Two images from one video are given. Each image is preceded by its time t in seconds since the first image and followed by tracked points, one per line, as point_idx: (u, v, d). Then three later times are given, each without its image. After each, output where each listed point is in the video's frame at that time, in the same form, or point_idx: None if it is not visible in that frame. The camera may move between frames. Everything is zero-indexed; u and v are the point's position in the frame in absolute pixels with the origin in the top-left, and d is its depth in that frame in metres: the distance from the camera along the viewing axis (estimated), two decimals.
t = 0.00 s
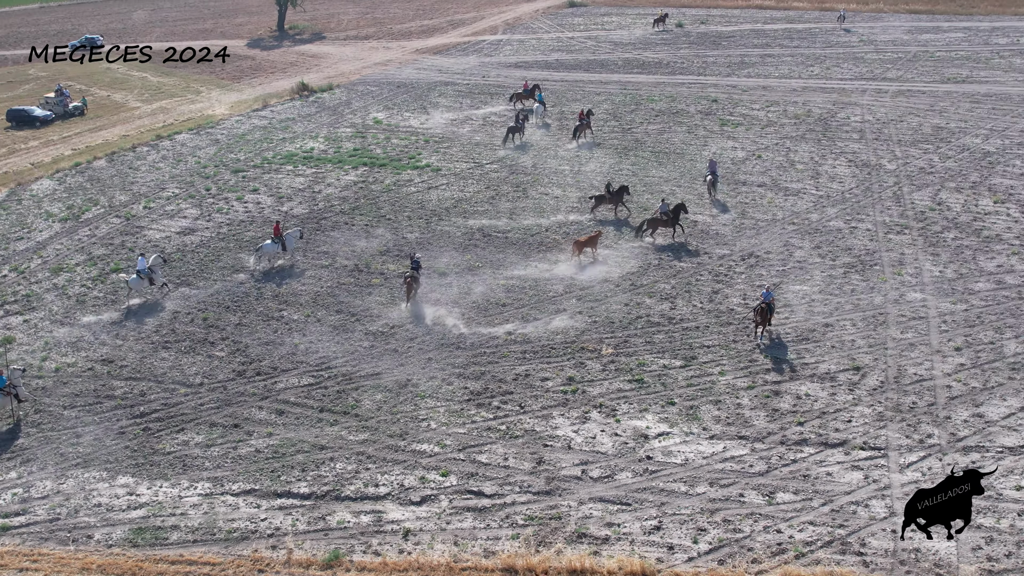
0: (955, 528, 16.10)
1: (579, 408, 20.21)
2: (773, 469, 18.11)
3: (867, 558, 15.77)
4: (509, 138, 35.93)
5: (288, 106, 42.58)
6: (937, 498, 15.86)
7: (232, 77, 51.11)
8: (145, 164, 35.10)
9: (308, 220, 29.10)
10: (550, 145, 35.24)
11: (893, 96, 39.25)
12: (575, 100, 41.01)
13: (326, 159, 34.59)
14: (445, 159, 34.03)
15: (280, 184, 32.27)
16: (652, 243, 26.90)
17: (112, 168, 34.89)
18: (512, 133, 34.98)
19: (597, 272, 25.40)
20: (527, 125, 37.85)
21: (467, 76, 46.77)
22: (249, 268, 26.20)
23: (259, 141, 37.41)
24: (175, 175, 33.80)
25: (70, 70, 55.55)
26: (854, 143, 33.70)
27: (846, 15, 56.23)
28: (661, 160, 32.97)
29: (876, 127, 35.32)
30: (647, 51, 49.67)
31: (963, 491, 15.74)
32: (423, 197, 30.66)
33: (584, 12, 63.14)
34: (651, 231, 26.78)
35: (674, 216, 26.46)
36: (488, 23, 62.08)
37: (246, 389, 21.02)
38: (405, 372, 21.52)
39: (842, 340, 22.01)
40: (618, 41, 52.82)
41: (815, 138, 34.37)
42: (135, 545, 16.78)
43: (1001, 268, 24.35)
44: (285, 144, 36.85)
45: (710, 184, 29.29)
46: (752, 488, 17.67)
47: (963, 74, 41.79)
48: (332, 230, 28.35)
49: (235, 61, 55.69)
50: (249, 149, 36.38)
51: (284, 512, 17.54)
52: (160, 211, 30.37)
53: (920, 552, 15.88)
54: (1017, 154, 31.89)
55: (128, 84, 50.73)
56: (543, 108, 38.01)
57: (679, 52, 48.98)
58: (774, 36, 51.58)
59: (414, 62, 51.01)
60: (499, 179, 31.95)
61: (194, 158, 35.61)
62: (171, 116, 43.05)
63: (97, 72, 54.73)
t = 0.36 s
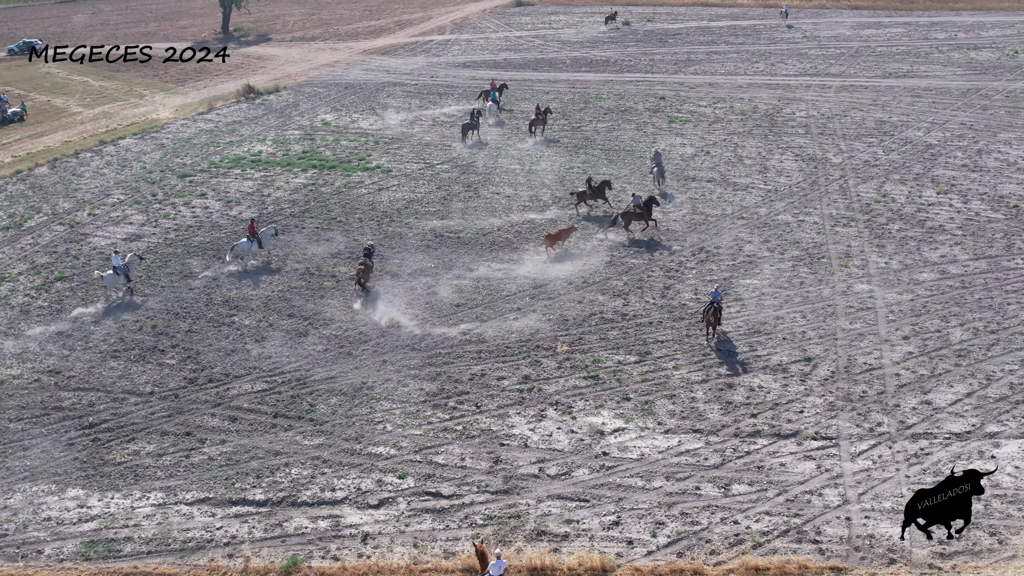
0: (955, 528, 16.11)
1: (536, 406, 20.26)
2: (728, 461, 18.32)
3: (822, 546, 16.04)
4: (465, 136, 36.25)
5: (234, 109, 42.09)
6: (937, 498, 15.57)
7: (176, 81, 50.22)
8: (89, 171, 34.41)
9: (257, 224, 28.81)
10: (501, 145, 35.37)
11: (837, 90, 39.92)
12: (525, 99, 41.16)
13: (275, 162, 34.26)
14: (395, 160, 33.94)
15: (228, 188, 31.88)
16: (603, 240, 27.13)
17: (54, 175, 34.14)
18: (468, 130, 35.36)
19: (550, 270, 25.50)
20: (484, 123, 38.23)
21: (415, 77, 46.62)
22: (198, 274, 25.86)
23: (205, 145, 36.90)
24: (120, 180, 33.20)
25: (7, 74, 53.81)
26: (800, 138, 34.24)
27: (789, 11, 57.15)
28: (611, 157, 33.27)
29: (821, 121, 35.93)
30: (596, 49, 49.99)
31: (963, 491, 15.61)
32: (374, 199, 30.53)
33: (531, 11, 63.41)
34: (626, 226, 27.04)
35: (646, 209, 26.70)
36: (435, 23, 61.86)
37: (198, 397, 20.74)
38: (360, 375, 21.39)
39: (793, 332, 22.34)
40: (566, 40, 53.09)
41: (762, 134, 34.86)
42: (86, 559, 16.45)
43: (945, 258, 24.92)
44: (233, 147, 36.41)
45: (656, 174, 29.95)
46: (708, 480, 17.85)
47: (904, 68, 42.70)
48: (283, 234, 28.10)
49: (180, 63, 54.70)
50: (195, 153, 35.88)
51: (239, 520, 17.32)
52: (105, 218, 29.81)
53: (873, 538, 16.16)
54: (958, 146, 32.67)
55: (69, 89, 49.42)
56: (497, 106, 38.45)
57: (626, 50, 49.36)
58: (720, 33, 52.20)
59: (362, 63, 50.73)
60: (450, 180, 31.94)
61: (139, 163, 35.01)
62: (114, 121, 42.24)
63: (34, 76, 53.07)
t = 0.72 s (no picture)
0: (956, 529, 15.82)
1: (494, 405, 20.27)
2: (686, 455, 18.48)
3: (780, 536, 16.25)
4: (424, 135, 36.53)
5: (182, 112, 41.53)
6: (937, 498, 15.41)
7: (122, 84, 49.32)
8: (33, 177, 33.68)
9: (208, 229, 28.48)
10: (454, 146, 35.41)
11: (785, 86, 40.49)
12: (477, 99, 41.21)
13: (225, 166, 33.88)
14: (348, 162, 33.79)
15: (178, 193, 31.44)
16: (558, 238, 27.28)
17: None
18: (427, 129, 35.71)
19: (505, 269, 25.56)
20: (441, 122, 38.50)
21: (366, 77, 46.41)
22: (148, 281, 25.47)
23: (153, 149, 36.35)
24: (66, 187, 32.56)
25: None
26: (750, 133, 34.69)
27: (736, 9, 57.85)
28: (564, 156, 33.50)
29: (771, 117, 36.41)
30: (547, 48, 50.20)
31: (963, 491, 15.33)
32: (327, 201, 30.35)
33: (482, 11, 63.50)
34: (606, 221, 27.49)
35: (626, 206, 27.19)
36: (387, 23, 61.71)
37: (151, 405, 20.43)
38: (316, 379, 21.23)
39: (747, 325, 22.60)
40: (517, 39, 53.25)
41: (713, 130, 35.27)
42: (39, 573, 16.09)
43: (893, 250, 25.40)
44: (182, 151, 35.92)
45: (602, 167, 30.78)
46: (667, 474, 18.00)
47: (850, 64, 43.41)
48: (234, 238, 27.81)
49: (126, 66, 53.67)
50: (143, 157, 35.32)
51: (197, 529, 17.08)
52: (51, 226, 29.22)
53: (830, 526, 16.39)
54: (904, 140, 33.31)
55: (9, 94, 48.22)
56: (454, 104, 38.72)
57: (578, 49, 49.59)
58: (670, 31, 52.63)
59: (312, 64, 50.35)
60: (403, 181, 31.87)
61: (85, 169, 34.37)
62: (59, 126, 41.38)
63: None
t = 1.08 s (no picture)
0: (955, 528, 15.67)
1: (459, 405, 20.25)
2: (651, 451, 18.60)
3: (746, 528, 16.41)
4: (389, 133, 36.66)
5: (137, 116, 40.98)
6: (937, 498, 14.10)
7: (74, 88, 48.50)
8: None
9: (166, 234, 28.14)
10: (415, 146, 35.36)
11: (742, 83, 40.91)
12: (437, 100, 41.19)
13: (182, 169, 33.51)
14: (308, 164, 33.59)
15: (135, 198, 31.03)
16: (520, 237, 27.36)
17: None
18: (392, 127, 35.87)
19: (468, 269, 25.59)
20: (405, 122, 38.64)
21: (324, 78, 46.16)
22: (105, 287, 25.11)
23: (108, 154, 35.83)
24: (19, 193, 31.96)
25: None
26: (709, 130, 35.02)
27: (692, 7, 58.37)
28: (525, 155, 33.63)
29: (728, 114, 36.77)
30: (506, 47, 50.28)
31: (963, 491, 13.92)
32: (287, 203, 30.15)
33: (440, 11, 63.44)
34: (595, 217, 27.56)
35: (614, 200, 27.29)
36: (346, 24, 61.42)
37: (111, 413, 20.14)
38: (280, 383, 21.06)
39: (708, 321, 22.80)
40: (476, 39, 53.28)
41: (672, 127, 35.55)
42: None
43: (851, 244, 25.76)
44: (138, 155, 35.45)
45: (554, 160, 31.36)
46: (633, 470, 18.09)
47: (806, 60, 43.96)
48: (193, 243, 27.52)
49: (79, 69, 52.76)
50: (98, 162, 34.79)
51: (160, 537, 16.84)
52: (4, 232, 28.67)
53: (795, 518, 16.57)
54: (859, 135, 33.80)
55: None
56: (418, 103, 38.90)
57: (536, 48, 49.73)
58: (627, 29, 52.93)
59: (269, 66, 49.95)
60: (364, 182, 31.76)
61: (38, 175, 33.76)
62: (10, 131, 40.58)
63: None
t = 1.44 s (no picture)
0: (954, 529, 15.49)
1: (427, 406, 20.22)
2: (620, 447, 18.68)
3: (715, 522, 16.52)
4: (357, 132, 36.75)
5: (96, 119, 40.42)
6: (937, 498, 14.30)
7: (30, 92, 47.69)
8: None
9: (127, 239, 27.79)
10: (380, 147, 35.27)
11: (704, 81, 41.23)
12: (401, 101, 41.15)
13: (143, 173, 33.12)
14: (271, 166, 33.38)
15: (95, 203, 30.60)
16: (486, 236, 27.41)
17: None
18: (361, 126, 36.01)
19: (434, 269, 25.59)
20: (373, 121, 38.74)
21: (286, 80, 45.87)
22: (66, 294, 24.74)
23: (67, 158, 35.29)
24: None
25: None
26: (672, 128, 35.28)
27: (652, 6, 58.76)
28: (490, 155, 33.72)
29: (691, 112, 37.07)
30: (468, 47, 50.30)
31: (962, 492, 14.32)
32: (250, 206, 29.93)
33: (402, 11, 63.30)
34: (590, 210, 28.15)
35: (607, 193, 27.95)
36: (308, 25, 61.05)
37: (74, 421, 19.83)
38: (246, 387, 20.89)
39: (674, 318, 22.96)
40: (439, 39, 53.24)
41: (636, 126, 35.78)
42: None
43: (814, 239, 26.08)
44: (97, 159, 34.96)
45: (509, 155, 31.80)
46: (603, 467, 18.16)
47: (767, 58, 44.41)
48: (155, 247, 27.22)
49: (35, 72, 51.86)
50: (56, 167, 34.26)
51: (127, 545, 16.57)
52: None
53: (764, 511, 16.71)
54: (820, 131, 34.23)
55: None
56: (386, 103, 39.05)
57: (499, 47, 49.81)
58: (589, 29, 53.16)
59: (230, 68, 49.50)
60: (328, 183, 31.61)
61: None
62: None
63: None
